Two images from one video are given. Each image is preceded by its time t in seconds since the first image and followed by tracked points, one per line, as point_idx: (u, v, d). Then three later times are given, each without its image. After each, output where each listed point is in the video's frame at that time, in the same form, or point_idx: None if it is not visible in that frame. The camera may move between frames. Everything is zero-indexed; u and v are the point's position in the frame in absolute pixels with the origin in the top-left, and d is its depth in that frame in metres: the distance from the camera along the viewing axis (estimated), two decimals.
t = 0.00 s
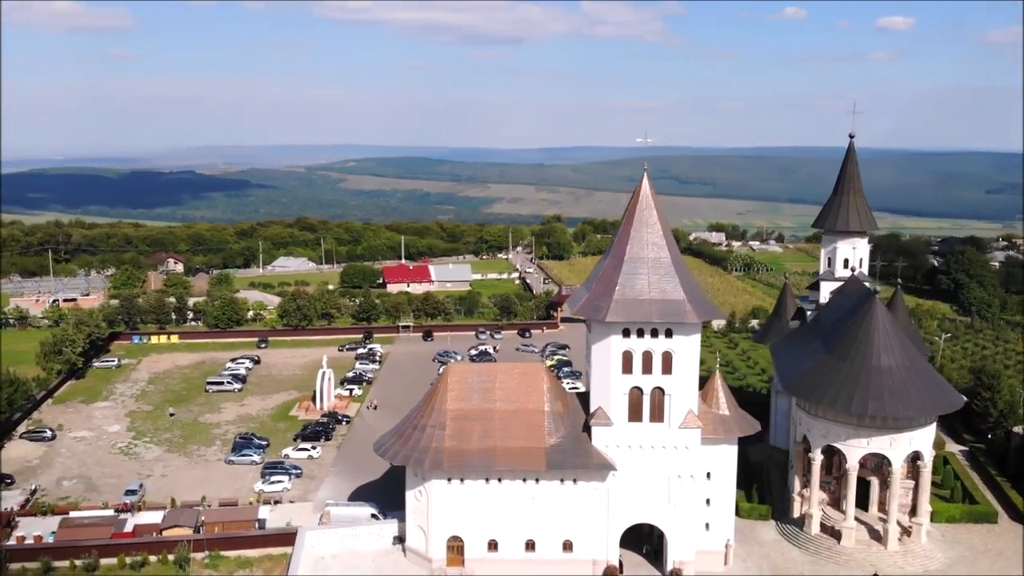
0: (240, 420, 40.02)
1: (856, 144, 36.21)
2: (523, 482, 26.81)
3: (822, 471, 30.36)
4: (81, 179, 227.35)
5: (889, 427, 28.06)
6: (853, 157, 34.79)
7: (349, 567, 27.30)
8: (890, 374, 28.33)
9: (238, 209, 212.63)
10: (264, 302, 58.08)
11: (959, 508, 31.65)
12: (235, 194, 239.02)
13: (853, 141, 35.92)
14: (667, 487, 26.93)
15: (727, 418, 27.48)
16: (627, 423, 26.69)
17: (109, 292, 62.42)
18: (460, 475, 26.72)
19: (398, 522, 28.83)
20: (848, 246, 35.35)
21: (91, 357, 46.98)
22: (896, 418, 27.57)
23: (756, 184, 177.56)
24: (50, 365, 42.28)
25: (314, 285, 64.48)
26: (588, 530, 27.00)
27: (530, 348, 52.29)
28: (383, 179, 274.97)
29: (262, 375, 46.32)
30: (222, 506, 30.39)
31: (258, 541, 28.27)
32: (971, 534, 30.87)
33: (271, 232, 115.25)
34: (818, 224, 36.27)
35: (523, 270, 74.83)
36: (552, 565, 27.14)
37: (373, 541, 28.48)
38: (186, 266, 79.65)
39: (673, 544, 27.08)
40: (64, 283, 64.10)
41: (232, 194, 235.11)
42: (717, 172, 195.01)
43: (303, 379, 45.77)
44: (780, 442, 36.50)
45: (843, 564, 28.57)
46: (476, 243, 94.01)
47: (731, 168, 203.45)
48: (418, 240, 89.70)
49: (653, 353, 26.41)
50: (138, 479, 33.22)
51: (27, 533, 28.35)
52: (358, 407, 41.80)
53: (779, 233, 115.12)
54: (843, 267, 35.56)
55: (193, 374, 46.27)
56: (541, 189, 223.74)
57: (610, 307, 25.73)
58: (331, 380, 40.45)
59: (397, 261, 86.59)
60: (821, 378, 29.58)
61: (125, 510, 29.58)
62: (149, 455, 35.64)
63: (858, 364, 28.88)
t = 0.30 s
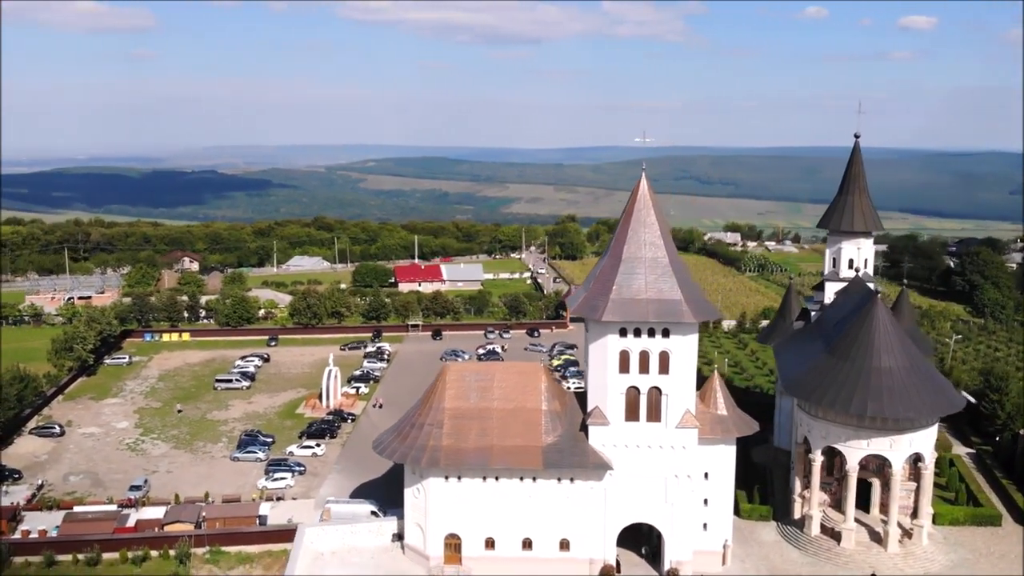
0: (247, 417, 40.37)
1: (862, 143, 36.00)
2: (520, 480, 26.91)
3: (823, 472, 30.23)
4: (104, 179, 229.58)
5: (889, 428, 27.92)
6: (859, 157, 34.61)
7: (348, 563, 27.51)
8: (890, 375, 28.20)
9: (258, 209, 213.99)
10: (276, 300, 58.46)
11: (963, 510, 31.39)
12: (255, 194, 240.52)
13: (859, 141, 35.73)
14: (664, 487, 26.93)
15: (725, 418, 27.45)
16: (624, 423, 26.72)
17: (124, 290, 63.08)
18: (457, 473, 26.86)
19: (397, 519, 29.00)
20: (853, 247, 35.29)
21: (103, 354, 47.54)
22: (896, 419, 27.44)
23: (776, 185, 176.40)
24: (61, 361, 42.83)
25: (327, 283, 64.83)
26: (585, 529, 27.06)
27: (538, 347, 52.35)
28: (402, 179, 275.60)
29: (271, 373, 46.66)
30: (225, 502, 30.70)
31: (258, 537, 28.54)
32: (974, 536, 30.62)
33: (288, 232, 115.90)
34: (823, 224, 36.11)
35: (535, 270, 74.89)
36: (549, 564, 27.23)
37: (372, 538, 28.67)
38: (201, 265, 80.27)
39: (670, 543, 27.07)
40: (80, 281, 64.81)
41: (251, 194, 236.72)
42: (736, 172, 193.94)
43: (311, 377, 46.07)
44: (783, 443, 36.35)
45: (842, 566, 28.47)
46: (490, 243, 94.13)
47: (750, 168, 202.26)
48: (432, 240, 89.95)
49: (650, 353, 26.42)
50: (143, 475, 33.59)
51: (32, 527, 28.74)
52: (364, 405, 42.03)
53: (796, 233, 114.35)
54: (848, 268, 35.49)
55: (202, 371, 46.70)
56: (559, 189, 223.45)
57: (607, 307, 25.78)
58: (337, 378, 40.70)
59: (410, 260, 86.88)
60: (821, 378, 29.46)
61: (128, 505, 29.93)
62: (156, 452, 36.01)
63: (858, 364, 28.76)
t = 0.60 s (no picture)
0: (254, 414, 40.71)
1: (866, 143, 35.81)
2: (516, 479, 27.01)
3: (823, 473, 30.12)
4: (125, 178, 231.64)
5: (888, 429, 27.78)
6: (863, 157, 34.43)
7: (346, 560, 27.72)
8: (890, 376, 28.08)
9: (277, 208, 215.18)
10: (286, 299, 58.84)
11: (965, 513, 31.19)
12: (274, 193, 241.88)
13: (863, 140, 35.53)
14: (661, 487, 26.97)
15: (722, 418, 27.41)
16: (620, 422, 26.76)
17: (138, 288, 63.70)
18: (454, 471, 26.98)
19: (396, 517, 29.19)
20: (856, 247, 35.07)
21: (114, 351, 48.07)
22: (895, 420, 27.32)
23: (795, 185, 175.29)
24: (71, 359, 43.37)
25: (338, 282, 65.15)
26: (582, 528, 27.12)
27: (546, 347, 52.41)
28: (421, 179, 276.13)
29: (279, 371, 47.00)
30: (227, 499, 30.99)
31: (258, 533, 28.83)
32: (977, 539, 30.42)
33: (304, 231, 116.51)
34: (827, 224, 35.96)
35: (546, 270, 74.95)
36: (545, 563, 27.32)
37: (371, 535, 28.94)
38: (216, 263, 80.89)
39: (667, 543, 27.09)
40: (95, 280, 65.50)
41: (270, 193, 238.13)
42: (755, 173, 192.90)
43: (318, 375, 46.36)
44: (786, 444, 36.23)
45: (841, 567, 28.36)
46: (504, 242, 94.23)
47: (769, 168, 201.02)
48: (445, 240, 90.17)
49: (646, 352, 26.45)
50: (149, 471, 33.95)
51: (36, 521, 29.13)
52: (369, 403, 42.24)
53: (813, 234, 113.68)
54: (852, 268, 35.28)
55: (212, 369, 47.10)
56: (577, 188, 223.08)
57: (603, 306, 25.83)
58: (343, 376, 40.93)
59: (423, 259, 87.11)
60: (821, 379, 29.37)
61: (132, 501, 30.25)
62: (162, 448, 36.37)
63: (857, 365, 28.66)
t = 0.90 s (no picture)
0: (259, 412, 40.99)
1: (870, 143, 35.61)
2: (513, 478, 27.11)
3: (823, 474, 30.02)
4: (144, 178, 233.39)
5: (887, 431, 27.67)
6: (866, 157, 34.26)
7: (345, 558, 27.89)
8: (890, 377, 27.96)
9: (293, 207, 216.14)
10: (296, 298, 59.15)
11: (968, 515, 31.01)
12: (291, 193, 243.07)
13: (867, 140, 35.30)
14: (657, 487, 26.99)
15: (719, 418, 27.37)
16: (617, 422, 26.82)
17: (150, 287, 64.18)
18: (451, 470, 27.13)
19: (395, 515, 29.31)
20: (860, 247, 34.92)
21: (123, 349, 48.52)
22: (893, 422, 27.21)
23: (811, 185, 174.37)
24: (81, 356, 43.83)
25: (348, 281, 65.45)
26: (579, 527, 27.19)
27: (552, 347, 52.47)
28: (437, 179, 276.64)
29: (286, 369, 47.29)
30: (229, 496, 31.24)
31: (258, 530, 29.02)
32: (979, 541, 30.25)
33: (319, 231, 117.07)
34: (830, 225, 35.83)
35: (556, 270, 75.01)
36: (542, 561, 27.41)
37: (370, 533, 29.01)
38: (229, 262, 81.46)
39: (663, 543, 27.13)
40: (108, 278, 66.15)
41: (287, 193, 239.37)
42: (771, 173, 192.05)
43: (325, 374, 46.61)
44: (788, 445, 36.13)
45: (839, 569, 28.27)
46: (516, 242, 94.30)
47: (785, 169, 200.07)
48: (456, 240, 90.37)
49: (643, 352, 26.50)
50: (153, 468, 34.27)
51: (40, 516, 29.45)
52: (374, 402, 42.42)
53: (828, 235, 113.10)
54: (855, 269, 35.13)
55: (220, 367, 47.45)
56: (593, 189, 222.81)
57: (599, 306, 25.90)
58: (348, 375, 41.14)
59: (434, 258, 87.41)
60: (821, 380, 29.30)
61: (134, 498, 30.55)
62: (167, 446, 36.71)
63: (857, 366, 28.56)
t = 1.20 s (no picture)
0: (267, 410, 41.37)
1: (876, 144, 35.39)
2: (509, 477, 27.23)
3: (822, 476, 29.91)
4: (168, 177, 235.53)
5: (885, 433, 27.55)
6: (872, 158, 34.05)
7: (343, 555, 28.14)
8: (889, 379, 27.83)
9: (315, 207, 217.30)
10: (308, 297, 59.55)
11: (972, 518, 30.76)
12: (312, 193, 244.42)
13: (872, 141, 35.18)
14: (654, 487, 27.02)
15: (716, 419, 27.34)
16: (613, 422, 26.87)
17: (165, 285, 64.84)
18: (448, 469, 27.30)
19: (394, 513, 29.51)
20: (865, 249, 34.78)
21: (136, 347, 49.09)
22: (891, 424, 27.09)
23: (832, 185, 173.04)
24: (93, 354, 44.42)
25: (361, 281, 65.78)
26: (575, 527, 27.26)
27: (562, 347, 52.51)
28: (457, 179, 277.10)
29: (296, 368, 47.64)
30: (232, 493, 31.58)
31: (259, 526, 29.33)
32: (982, 545, 30.02)
33: (337, 230, 117.73)
34: (835, 226, 35.68)
35: (569, 270, 75.03)
36: (538, 561, 27.51)
37: (369, 531, 29.23)
38: (245, 262, 82.13)
39: (660, 543, 27.15)
40: (125, 277, 66.93)
41: (308, 193, 240.84)
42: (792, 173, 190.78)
43: (333, 373, 46.92)
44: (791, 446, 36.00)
45: (837, 571, 28.16)
46: (531, 242, 94.37)
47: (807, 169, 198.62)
48: (471, 240, 90.60)
49: (639, 353, 26.55)
50: (159, 465, 34.71)
51: (46, 511, 29.91)
52: (381, 400, 42.66)
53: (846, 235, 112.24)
54: (860, 270, 34.99)
55: (230, 365, 47.90)
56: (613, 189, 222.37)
57: (595, 306, 26.00)
58: (355, 374, 41.37)
59: (449, 258, 87.70)
60: (820, 382, 29.22)
61: (139, 493, 30.97)
62: (174, 442, 37.13)
63: (856, 368, 28.45)
